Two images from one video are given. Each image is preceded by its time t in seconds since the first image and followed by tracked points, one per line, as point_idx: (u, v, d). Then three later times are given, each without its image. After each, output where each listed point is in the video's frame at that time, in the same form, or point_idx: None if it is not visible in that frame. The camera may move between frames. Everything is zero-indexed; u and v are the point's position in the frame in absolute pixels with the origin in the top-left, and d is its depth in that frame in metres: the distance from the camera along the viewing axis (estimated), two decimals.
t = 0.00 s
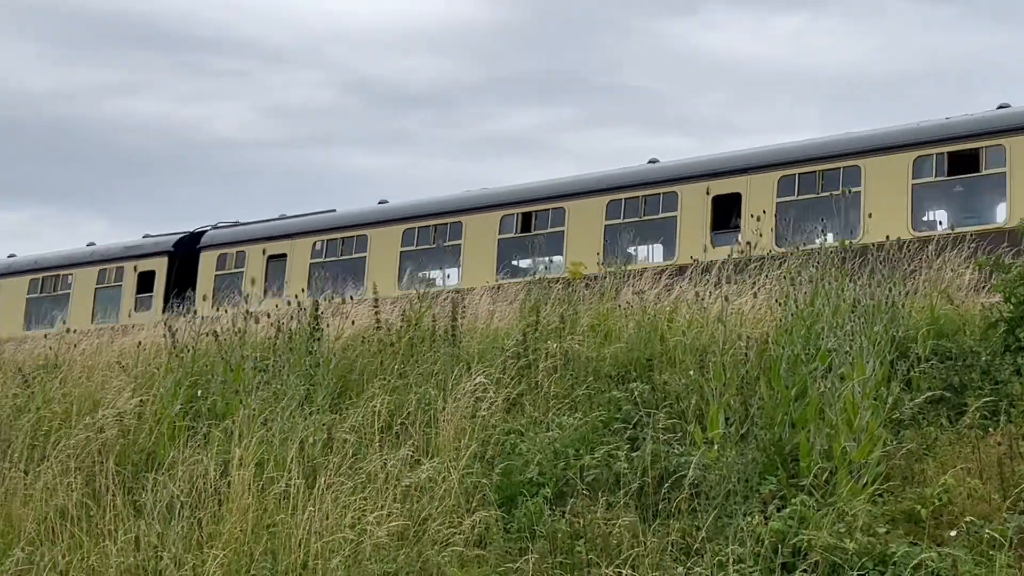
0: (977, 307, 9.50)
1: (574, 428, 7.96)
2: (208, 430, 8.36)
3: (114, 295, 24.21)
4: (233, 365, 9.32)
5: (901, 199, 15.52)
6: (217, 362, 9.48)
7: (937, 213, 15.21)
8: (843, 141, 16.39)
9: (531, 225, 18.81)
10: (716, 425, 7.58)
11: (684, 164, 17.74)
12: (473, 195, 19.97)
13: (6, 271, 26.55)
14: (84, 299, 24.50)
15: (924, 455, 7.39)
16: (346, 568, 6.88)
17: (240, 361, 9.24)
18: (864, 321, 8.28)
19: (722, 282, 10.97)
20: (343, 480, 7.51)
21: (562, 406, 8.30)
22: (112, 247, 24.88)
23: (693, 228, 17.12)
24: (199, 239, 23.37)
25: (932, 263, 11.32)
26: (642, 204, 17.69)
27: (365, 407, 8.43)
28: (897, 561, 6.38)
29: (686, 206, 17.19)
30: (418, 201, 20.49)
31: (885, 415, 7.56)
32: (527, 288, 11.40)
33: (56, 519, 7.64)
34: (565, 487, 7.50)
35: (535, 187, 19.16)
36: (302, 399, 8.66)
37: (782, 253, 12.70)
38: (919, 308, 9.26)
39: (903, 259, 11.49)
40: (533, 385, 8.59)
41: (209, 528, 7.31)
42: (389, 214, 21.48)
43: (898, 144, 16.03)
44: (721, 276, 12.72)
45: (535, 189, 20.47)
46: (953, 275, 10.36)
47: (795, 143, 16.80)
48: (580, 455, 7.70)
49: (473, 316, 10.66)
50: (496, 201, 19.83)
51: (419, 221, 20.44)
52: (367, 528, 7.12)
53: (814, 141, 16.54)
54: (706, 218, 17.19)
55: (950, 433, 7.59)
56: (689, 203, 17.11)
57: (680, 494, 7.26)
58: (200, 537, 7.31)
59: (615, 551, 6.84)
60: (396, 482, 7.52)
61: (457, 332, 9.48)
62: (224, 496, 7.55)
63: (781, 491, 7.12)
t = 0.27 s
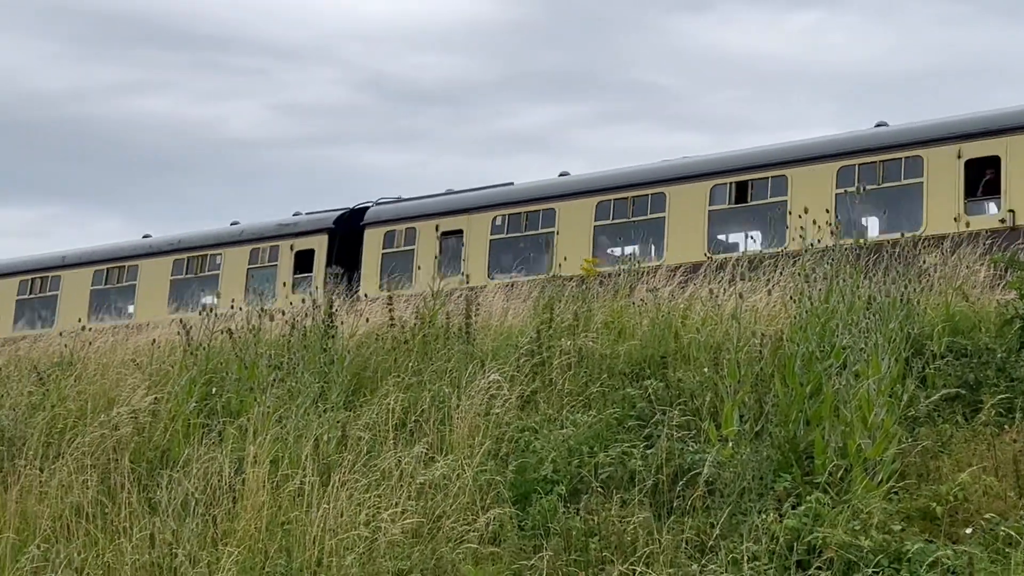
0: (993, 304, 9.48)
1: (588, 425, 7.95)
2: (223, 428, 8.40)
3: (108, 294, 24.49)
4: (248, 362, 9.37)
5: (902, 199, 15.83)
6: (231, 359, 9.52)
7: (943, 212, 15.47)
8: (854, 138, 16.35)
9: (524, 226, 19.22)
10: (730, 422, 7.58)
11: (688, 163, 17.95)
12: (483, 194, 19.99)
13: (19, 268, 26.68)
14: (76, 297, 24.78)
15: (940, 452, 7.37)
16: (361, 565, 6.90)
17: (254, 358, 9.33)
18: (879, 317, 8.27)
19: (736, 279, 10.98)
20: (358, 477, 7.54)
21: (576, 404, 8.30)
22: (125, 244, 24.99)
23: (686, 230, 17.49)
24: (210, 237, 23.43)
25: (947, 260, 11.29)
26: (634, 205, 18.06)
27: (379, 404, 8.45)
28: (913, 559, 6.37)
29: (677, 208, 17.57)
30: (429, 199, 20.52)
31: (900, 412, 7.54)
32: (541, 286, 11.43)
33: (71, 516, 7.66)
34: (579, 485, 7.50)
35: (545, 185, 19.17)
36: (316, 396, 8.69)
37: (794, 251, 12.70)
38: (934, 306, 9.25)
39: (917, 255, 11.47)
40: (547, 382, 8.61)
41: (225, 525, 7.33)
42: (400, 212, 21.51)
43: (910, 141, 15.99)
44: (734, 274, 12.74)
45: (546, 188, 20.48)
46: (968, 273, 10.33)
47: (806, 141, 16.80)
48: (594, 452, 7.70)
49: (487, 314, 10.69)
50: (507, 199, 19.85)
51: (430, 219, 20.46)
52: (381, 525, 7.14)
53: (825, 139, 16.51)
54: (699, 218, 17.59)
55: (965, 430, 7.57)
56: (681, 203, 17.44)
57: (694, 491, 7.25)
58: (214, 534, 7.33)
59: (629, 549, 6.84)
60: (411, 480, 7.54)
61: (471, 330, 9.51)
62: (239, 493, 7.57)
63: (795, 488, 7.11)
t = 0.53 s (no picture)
0: (1007, 300, 9.46)
1: (601, 423, 7.96)
2: (236, 426, 8.45)
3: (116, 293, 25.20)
4: (261, 360, 9.42)
5: (899, 198, 16.34)
6: (245, 357, 9.57)
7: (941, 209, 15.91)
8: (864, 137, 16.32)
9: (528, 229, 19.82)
10: (744, 419, 7.57)
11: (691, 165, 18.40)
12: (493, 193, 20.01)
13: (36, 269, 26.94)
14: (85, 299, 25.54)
15: (954, 450, 7.36)
16: (374, 563, 6.92)
17: (267, 356, 9.36)
18: (892, 314, 8.27)
19: (749, 278, 10.99)
20: (371, 475, 7.56)
21: (589, 401, 8.30)
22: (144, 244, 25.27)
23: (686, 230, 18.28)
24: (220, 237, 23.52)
25: (960, 258, 11.27)
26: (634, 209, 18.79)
27: (391, 402, 8.48)
28: (927, 556, 6.35)
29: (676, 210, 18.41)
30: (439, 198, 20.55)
31: (914, 410, 7.53)
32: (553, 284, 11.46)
33: (85, 514, 7.70)
34: (592, 482, 7.50)
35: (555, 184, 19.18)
36: (329, 393, 8.73)
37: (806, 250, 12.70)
38: (948, 303, 9.23)
39: (931, 253, 11.46)
40: (560, 380, 8.62)
41: (238, 522, 7.35)
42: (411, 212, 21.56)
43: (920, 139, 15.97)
44: (747, 272, 12.76)
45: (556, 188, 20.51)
46: (981, 270, 10.32)
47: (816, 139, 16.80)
48: (607, 450, 7.70)
49: (499, 312, 10.72)
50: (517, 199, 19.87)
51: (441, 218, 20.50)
52: (394, 523, 7.17)
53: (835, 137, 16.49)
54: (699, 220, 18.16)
55: (980, 427, 7.55)
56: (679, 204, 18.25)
57: (707, 489, 7.25)
58: (227, 531, 7.35)
59: (642, 546, 6.83)
60: (424, 477, 7.55)
61: (484, 328, 9.54)
62: (252, 491, 7.59)
63: (809, 486, 7.10)
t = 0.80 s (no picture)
0: (1020, 297, 9.44)
1: (613, 420, 7.96)
2: (249, 424, 8.47)
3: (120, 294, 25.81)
4: (273, 358, 9.45)
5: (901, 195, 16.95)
6: (257, 355, 9.61)
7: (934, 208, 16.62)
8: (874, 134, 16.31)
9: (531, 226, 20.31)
10: (756, 417, 7.57)
11: (701, 158, 18.94)
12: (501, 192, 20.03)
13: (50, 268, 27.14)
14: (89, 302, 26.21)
15: (967, 447, 7.34)
16: (386, 561, 6.94)
17: (279, 354, 9.38)
18: (904, 311, 8.27)
19: (762, 275, 11.00)
20: (383, 473, 7.58)
21: (601, 398, 8.30)
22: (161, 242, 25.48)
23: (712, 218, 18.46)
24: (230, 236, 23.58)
25: (972, 255, 11.26)
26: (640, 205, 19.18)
27: (404, 400, 8.51)
28: (940, 554, 6.34)
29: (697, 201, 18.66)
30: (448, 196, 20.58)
31: (927, 407, 7.52)
32: (565, 282, 11.49)
33: (99, 511, 7.73)
34: (604, 480, 7.50)
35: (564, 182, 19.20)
36: (341, 390, 8.76)
37: (818, 247, 12.70)
38: (960, 300, 9.21)
39: (943, 250, 11.45)
40: (572, 377, 8.63)
41: (251, 520, 7.37)
42: (421, 210, 21.59)
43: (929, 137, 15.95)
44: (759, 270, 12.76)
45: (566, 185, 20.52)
46: (994, 266, 10.30)
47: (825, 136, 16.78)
48: (620, 448, 7.70)
49: (511, 310, 10.75)
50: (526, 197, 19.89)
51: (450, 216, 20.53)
52: (407, 521, 7.19)
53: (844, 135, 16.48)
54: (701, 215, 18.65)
55: (993, 424, 7.54)
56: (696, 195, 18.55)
57: (720, 487, 7.24)
58: (240, 529, 7.38)
59: (655, 544, 6.83)
60: (436, 475, 7.58)
61: (496, 326, 9.56)
62: (265, 489, 7.62)
63: (822, 483, 7.09)
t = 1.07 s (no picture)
0: None
1: (624, 419, 7.95)
2: (260, 423, 8.49)
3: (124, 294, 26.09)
4: (284, 357, 9.47)
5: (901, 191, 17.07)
6: (268, 354, 9.63)
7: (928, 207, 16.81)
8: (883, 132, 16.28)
9: (517, 226, 20.65)
10: (767, 415, 7.55)
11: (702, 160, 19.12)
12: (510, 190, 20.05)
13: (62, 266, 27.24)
14: (88, 300, 26.66)
15: (979, 446, 7.33)
16: (398, 559, 6.96)
17: (290, 353, 9.40)
18: (916, 309, 8.26)
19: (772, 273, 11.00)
20: (395, 472, 7.61)
21: (612, 397, 8.30)
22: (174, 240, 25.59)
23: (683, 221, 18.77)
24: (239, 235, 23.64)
25: (984, 252, 11.23)
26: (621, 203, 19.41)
27: (414, 398, 8.54)
28: (952, 552, 6.33)
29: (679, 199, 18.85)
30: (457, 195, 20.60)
31: (938, 405, 7.51)
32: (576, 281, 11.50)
33: (111, 510, 7.76)
34: (615, 479, 7.50)
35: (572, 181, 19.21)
36: (352, 389, 8.78)
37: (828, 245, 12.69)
38: (972, 298, 9.19)
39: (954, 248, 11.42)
40: (583, 376, 8.63)
41: (263, 518, 7.40)
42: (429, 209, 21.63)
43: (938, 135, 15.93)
44: (769, 268, 12.77)
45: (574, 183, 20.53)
46: (1005, 264, 10.28)
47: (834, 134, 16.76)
48: (630, 446, 7.70)
49: (521, 308, 10.76)
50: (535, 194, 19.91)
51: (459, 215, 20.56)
52: (418, 519, 7.21)
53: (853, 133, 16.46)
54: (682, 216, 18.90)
55: (1005, 423, 7.52)
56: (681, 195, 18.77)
57: (731, 485, 7.24)
58: (252, 527, 7.40)
59: (666, 543, 6.83)
60: (447, 474, 7.60)
61: (507, 324, 9.56)
62: (276, 487, 7.64)
63: (834, 482, 7.08)
